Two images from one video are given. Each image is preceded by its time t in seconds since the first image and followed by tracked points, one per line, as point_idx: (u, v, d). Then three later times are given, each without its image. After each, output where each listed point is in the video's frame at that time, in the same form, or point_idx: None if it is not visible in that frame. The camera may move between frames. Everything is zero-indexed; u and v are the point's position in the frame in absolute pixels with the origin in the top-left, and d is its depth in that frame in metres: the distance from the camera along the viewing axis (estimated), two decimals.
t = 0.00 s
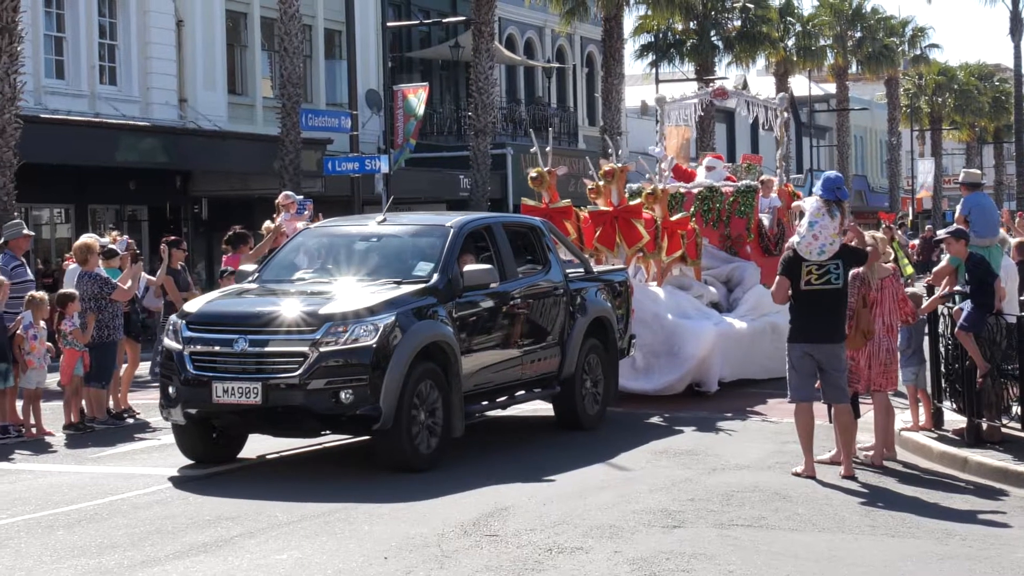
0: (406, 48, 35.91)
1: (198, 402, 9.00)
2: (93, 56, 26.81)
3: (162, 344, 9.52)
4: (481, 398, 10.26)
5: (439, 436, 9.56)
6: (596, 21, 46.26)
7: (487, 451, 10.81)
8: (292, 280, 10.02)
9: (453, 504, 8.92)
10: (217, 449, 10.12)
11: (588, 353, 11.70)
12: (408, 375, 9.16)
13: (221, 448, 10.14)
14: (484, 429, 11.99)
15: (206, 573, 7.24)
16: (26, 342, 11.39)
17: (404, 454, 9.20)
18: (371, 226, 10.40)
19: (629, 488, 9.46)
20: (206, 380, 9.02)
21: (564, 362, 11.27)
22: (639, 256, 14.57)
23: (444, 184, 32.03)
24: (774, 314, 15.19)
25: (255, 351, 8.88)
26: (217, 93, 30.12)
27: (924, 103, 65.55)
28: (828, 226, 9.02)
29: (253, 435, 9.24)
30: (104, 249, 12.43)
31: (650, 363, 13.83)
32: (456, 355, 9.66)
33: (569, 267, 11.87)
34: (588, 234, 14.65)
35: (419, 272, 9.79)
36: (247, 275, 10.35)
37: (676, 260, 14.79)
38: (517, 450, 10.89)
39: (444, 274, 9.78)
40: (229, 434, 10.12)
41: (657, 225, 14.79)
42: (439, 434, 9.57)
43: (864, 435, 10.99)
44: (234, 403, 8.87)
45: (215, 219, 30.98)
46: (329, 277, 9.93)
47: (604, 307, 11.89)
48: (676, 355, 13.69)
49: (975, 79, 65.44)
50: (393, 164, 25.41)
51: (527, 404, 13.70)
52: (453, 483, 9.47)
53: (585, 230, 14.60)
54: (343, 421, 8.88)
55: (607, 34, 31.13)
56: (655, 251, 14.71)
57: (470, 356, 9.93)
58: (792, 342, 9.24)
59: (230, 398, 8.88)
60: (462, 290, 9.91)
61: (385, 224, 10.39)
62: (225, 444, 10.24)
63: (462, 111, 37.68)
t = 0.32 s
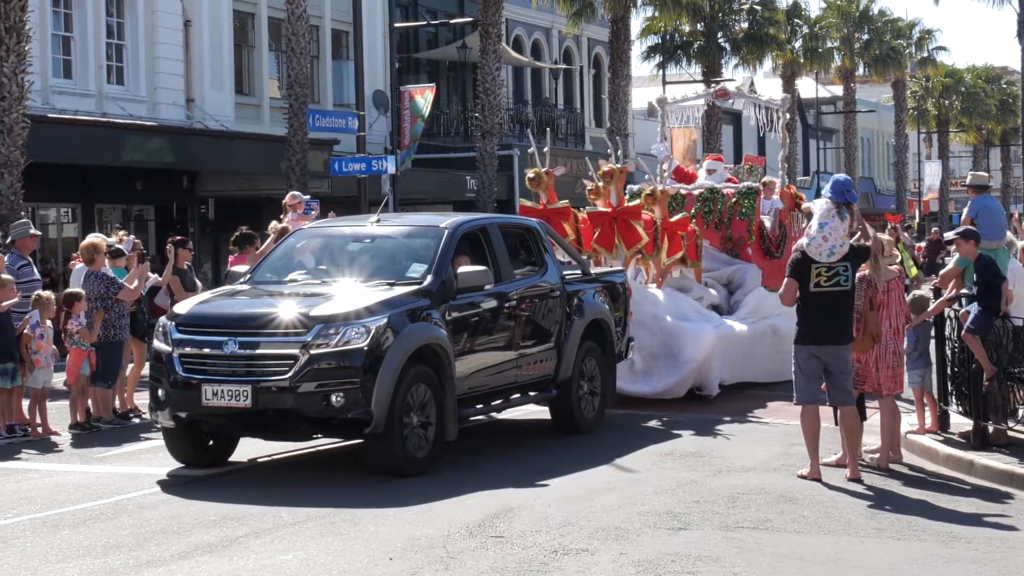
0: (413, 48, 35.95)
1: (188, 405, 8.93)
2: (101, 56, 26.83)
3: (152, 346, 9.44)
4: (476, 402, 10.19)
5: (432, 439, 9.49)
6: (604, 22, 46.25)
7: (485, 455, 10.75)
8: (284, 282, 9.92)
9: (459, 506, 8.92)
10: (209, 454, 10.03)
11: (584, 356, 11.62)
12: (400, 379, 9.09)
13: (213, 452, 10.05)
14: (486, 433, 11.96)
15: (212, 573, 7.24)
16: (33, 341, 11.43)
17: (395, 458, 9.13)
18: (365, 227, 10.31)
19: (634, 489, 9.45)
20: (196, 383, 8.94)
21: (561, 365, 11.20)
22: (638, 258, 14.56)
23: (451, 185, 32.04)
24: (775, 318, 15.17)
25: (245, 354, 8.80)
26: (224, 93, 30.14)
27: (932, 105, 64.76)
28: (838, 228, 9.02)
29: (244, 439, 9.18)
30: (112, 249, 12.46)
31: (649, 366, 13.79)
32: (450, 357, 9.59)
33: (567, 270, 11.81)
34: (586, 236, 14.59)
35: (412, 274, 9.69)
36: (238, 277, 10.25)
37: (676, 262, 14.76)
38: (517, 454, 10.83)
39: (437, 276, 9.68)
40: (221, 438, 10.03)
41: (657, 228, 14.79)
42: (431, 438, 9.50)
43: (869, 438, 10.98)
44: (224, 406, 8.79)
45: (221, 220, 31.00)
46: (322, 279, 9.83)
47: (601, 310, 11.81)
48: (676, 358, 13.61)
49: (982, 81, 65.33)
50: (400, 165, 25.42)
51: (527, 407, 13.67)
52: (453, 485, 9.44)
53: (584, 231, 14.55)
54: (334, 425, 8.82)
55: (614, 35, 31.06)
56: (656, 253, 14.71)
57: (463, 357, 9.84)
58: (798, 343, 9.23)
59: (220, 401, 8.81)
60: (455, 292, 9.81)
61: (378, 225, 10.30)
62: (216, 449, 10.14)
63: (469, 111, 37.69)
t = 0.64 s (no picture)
0: (420, 51, 36.01)
1: (176, 410, 8.85)
2: (107, 58, 26.86)
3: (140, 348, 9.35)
4: (469, 406, 10.12)
5: (424, 444, 9.41)
6: (610, 25, 46.28)
7: (480, 460, 10.68)
8: (274, 285, 9.85)
9: (464, 509, 8.92)
10: (194, 456, 9.88)
11: (582, 360, 11.54)
12: (391, 384, 9.00)
13: (198, 454, 9.92)
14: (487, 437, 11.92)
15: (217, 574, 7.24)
16: (39, 343, 11.43)
17: (387, 463, 9.05)
18: (357, 228, 10.25)
19: (639, 493, 9.45)
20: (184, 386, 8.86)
21: (557, 369, 11.11)
22: (634, 261, 14.47)
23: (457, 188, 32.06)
24: (774, 322, 15.17)
25: (233, 358, 8.71)
26: (230, 95, 30.16)
27: (937, 109, 64.97)
28: (847, 232, 9.04)
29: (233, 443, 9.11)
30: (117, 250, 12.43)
31: (648, 370, 13.70)
32: (441, 361, 9.51)
33: (564, 273, 11.76)
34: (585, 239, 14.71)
35: (405, 277, 9.63)
36: (229, 279, 10.21)
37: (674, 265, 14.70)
38: (513, 458, 10.78)
39: (430, 279, 9.62)
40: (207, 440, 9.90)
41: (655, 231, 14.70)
42: (424, 443, 9.42)
43: (874, 442, 10.98)
44: (213, 410, 8.72)
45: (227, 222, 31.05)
46: (313, 281, 9.77)
47: (598, 313, 11.74)
48: (673, 363, 13.55)
49: (988, 86, 65.28)
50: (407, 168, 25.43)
51: (528, 410, 13.66)
52: (447, 491, 9.38)
53: (580, 234, 14.67)
54: (324, 430, 8.75)
55: (620, 39, 30.99)
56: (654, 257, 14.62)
57: (458, 362, 9.80)
58: (805, 348, 9.20)
59: (208, 405, 8.74)
60: (448, 295, 9.75)
61: (370, 227, 10.23)
62: (201, 451, 10.00)
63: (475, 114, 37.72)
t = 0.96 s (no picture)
0: (426, 51, 36.01)
1: (165, 411, 8.75)
2: (114, 57, 26.87)
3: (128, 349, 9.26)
4: (463, 409, 10.04)
5: (416, 448, 9.30)
6: (617, 25, 46.26)
7: (477, 463, 10.60)
8: (268, 284, 9.79)
9: (471, 509, 8.92)
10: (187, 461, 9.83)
11: (577, 362, 11.46)
12: (383, 387, 8.89)
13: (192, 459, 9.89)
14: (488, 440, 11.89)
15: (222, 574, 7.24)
16: (46, 341, 11.42)
17: (379, 467, 8.93)
18: (350, 228, 10.16)
19: (645, 493, 9.44)
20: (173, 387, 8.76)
21: (553, 371, 11.04)
22: (634, 261, 14.40)
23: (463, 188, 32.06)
24: (775, 325, 15.18)
25: (222, 359, 8.61)
26: (237, 95, 30.17)
27: (944, 110, 64.90)
28: (856, 233, 9.04)
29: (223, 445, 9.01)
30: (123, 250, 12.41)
31: (646, 372, 13.69)
32: (435, 363, 9.40)
33: (560, 274, 11.68)
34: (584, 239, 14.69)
35: (398, 277, 9.54)
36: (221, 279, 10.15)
37: (672, 265, 14.65)
38: (512, 460, 10.72)
39: (423, 280, 9.53)
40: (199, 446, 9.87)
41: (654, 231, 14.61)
42: (416, 447, 9.30)
43: (880, 442, 10.97)
44: (201, 412, 8.62)
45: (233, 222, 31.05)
46: (305, 281, 9.69)
47: (595, 314, 11.65)
48: (673, 364, 13.54)
49: (996, 86, 65.18)
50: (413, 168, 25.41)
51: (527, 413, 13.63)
52: (441, 493, 9.29)
53: (579, 236, 14.67)
54: (314, 433, 8.65)
55: (626, 39, 30.94)
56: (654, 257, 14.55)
57: (455, 363, 9.75)
58: (812, 348, 9.20)
59: (197, 407, 8.64)
60: (442, 296, 9.65)
61: (363, 226, 10.14)
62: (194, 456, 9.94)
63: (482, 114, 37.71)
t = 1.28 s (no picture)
0: (432, 50, 36.05)
1: (153, 412, 8.66)
2: (120, 56, 26.89)
3: (117, 349, 9.16)
4: (458, 410, 9.96)
5: (409, 450, 9.22)
6: (623, 25, 46.28)
7: (473, 464, 10.53)
8: (259, 284, 9.71)
9: (477, 509, 8.92)
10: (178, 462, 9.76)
11: (574, 363, 11.38)
12: (375, 387, 8.82)
13: (181, 459, 9.73)
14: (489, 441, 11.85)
15: (228, 572, 7.25)
16: (52, 341, 11.43)
17: (371, 469, 8.85)
18: (343, 227, 10.08)
19: (651, 493, 9.43)
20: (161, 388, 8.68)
21: (548, 372, 10.96)
22: (634, 261, 14.36)
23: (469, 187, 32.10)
24: (777, 327, 15.17)
25: (210, 359, 8.52)
26: (243, 94, 30.20)
27: (951, 110, 64.86)
28: (865, 234, 9.03)
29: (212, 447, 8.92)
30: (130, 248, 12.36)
31: (645, 374, 13.62)
32: (427, 365, 9.31)
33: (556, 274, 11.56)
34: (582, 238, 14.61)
35: (391, 276, 9.45)
36: (211, 277, 10.06)
37: (673, 266, 14.64)
38: (509, 462, 10.65)
39: (416, 279, 9.44)
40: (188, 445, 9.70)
41: (654, 231, 14.61)
42: (408, 449, 9.22)
43: (887, 442, 10.97)
44: (190, 413, 8.54)
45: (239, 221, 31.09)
46: (298, 281, 9.62)
47: (592, 315, 11.57)
48: (672, 365, 13.47)
49: (1002, 86, 65.11)
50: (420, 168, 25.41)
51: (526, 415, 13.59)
52: (435, 495, 9.22)
53: (579, 235, 14.55)
54: (304, 434, 8.55)
55: (633, 39, 30.93)
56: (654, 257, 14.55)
57: (451, 364, 9.69)
58: (821, 349, 9.19)
59: (185, 408, 8.55)
60: (435, 296, 9.55)
61: (356, 226, 10.07)
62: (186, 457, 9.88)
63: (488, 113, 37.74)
